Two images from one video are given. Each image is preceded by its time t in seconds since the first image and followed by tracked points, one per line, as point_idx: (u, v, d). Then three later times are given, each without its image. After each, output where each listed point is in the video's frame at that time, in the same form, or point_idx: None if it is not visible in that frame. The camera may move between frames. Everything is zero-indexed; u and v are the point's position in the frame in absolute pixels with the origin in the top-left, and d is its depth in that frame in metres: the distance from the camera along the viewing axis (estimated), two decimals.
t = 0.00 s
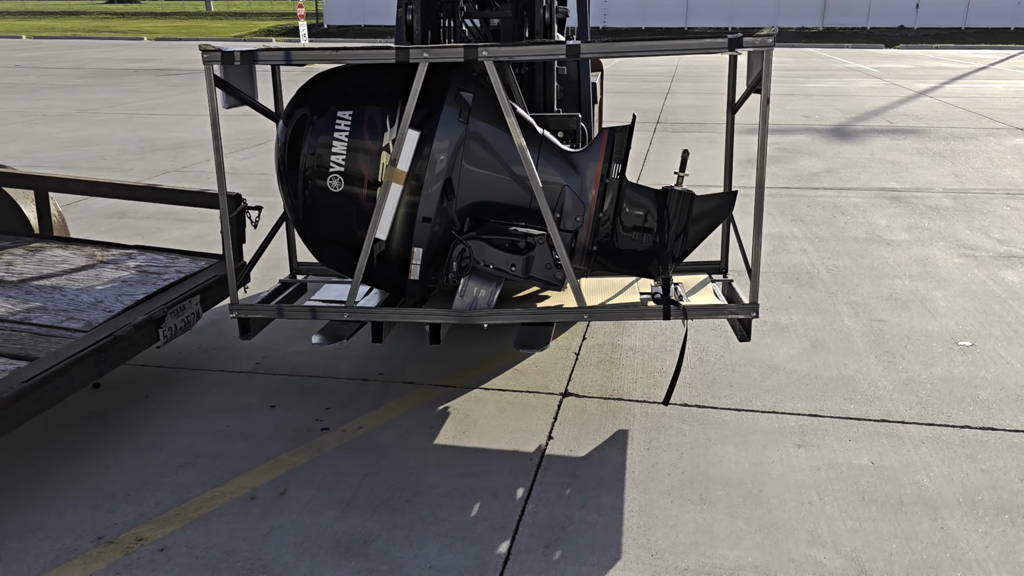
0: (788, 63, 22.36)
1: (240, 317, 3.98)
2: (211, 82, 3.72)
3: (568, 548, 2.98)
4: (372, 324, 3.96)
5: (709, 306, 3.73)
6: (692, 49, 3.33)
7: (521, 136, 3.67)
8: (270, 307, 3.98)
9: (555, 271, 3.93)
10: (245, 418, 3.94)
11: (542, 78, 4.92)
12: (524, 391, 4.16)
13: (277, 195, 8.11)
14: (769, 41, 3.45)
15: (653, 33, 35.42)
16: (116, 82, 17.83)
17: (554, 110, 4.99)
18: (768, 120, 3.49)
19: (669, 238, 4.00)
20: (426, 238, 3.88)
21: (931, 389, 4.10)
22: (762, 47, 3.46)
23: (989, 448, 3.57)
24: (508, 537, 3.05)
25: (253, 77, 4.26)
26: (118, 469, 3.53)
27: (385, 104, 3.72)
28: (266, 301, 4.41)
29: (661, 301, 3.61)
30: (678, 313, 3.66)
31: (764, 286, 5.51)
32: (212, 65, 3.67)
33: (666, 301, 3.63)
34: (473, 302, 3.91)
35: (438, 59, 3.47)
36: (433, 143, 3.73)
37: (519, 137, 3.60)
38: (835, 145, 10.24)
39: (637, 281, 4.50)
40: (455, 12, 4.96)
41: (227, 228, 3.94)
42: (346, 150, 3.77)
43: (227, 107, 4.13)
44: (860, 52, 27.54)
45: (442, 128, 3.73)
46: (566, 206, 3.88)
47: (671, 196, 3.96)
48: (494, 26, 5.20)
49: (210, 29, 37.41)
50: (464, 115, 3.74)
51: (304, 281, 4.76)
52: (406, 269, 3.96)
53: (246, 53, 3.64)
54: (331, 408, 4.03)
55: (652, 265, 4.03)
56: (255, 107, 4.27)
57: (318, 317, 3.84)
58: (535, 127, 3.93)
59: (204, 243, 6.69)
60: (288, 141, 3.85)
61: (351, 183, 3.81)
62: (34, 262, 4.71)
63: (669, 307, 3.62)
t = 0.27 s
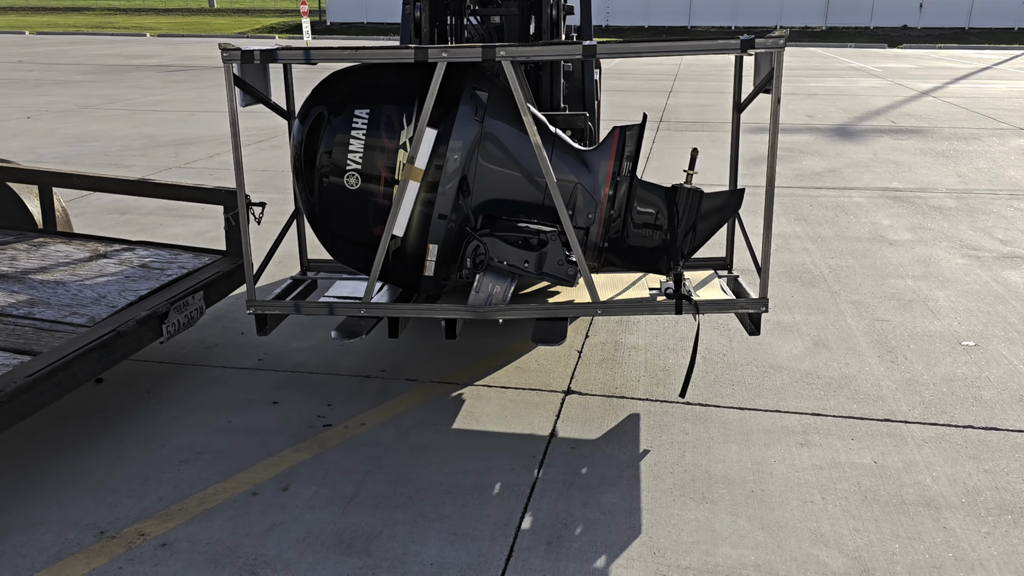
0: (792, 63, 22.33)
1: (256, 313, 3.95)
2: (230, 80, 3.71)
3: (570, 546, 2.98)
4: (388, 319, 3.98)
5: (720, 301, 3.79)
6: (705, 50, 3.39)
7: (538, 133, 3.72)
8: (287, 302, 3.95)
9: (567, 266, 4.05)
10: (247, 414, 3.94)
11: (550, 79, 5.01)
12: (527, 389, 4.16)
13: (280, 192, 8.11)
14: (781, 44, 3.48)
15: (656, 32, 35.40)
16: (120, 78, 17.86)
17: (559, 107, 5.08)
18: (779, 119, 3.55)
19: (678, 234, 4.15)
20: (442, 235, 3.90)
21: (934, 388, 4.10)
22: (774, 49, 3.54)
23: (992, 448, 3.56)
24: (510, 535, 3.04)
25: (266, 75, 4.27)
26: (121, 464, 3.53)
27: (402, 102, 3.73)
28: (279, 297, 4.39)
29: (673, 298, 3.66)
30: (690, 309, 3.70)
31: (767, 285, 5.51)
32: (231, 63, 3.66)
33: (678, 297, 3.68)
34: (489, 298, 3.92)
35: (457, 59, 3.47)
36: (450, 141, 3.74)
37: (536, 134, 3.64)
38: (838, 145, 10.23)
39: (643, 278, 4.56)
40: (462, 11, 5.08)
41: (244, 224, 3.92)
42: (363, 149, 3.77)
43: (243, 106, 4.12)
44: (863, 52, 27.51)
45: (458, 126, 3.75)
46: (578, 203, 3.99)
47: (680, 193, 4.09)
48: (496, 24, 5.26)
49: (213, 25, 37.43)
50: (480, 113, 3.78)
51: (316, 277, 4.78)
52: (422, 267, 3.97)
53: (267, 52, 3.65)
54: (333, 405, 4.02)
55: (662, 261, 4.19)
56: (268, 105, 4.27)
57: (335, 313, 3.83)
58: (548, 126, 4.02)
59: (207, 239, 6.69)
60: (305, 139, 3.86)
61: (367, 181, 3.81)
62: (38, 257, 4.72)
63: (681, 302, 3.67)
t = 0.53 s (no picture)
0: (796, 62, 22.29)
1: (275, 309, 3.99)
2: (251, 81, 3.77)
3: (576, 543, 2.98)
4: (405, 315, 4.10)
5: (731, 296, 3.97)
6: (720, 48, 3.55)
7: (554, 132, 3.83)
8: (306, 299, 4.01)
9: (581, 263, 4.12)
10: (253, 410, 3.95)
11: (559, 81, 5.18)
12: (532, 387, 4.17)
13: (284, 189, 8.12)
14: (792, 45, 3.72)
15: (660, 31, 35.34)
16: (125, 74, 17.86)
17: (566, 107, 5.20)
18: (791, 116, 3.72)
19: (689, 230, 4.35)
20: (458, 232, 3.99)
21: (940, 389, 4.09)
22: (785, 51, 3.74)
23: (998, 449, 3.56)
24: (516, 532, 3.05)
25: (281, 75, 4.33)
26: (128, 459, 3.54)
27: (420, 102, 3.82)
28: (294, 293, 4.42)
29: (687, 291, 3.85)
30: (702, 302, 3.91)
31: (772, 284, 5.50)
32: (253, 63, 3.72)
33: (692, 292, 3.87)
34: (506, 294, 4.00)
35: (476, 59, 3.56)
36: (468, 141, 3.82)
37: (552, 133, 3.74)
38: (843, 145, 10.21)
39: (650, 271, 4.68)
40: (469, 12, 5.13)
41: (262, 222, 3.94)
42: (382, 147, 3.87)
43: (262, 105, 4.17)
44: (868, 51, 27.43)
45: (474, 126, 3.82)
46: (591, 200, 4.11)
47: (690, 191, 4.30)
48: (500, 22, 5.28)
49: (218, 23, 37.45)
50: (496, 113, 3.85)
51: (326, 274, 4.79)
52: (438, 263, 4.06)
53: (288, 52, 3.69)
54: (339, 402, 4.03)
55: (672, 258, 4.38)
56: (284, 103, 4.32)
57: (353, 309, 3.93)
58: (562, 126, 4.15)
59: (212, 236, 6.70)
60: (323, 137, 3.96)
61: (386, 179, 3.92)
62: (44, 253, 4.73)
63: (694, 296, 3.87)
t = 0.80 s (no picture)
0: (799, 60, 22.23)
1: (286, 306, 4.11)
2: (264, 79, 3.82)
3: (577, 541, 2.99)
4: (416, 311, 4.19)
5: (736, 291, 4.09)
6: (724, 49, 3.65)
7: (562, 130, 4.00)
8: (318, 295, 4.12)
9: (587, 259, 4.23)
10: (254, 407, 3.95)
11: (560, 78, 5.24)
12: (534, 385, 4.17)
13: (286, 187, 8.11)
14: (796, 44, 3.76)
15: (663, 29, 35.26)
16: (126, 71, 17.82)
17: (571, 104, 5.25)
18: (794, 115, 3.78)
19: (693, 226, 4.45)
20: (468, 228, 4.14)
21: (942, 388, 4.09)
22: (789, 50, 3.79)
23: (1000, 448, 3.55)
24: (517, 530, 3.05)
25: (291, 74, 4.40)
26: (130, 456, 3.55)
27: (430, 101, 3.96)
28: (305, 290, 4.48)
29: (693, 286, 3.98)
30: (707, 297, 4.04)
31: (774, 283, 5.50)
32: (266, 62, 3.80)
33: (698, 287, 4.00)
34: (514, 289, 4.16)
35: (487, 58, 3.70)
36: (477, 138, 3.97)
37: (561, 131, 3.89)
38: (845, 144, 10.19)
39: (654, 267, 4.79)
40: (473, 10, 5.18)
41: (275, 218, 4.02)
42: (392, 146, 4.00)
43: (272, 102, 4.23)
44: (871, 50, 27.35)
45: (484, 124, 3.98)
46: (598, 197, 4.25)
47: (695, 188, 4.38)
48: (502, 19, 5.28)
49: (221, 20, 37.44)
50: (504, 111, 4.01)
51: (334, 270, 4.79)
52: (448, 259, 4.20)
53: (301, 52, 3.77)
54: (340, 399, 4.03)
55: (678, 254, 4.47)
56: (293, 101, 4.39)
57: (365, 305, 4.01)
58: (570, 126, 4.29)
59: (214, 233, 6.70)
60: (334, 136, 4.07)
61: (396, 176, 4.05)
62: (46, 250, 4.73)
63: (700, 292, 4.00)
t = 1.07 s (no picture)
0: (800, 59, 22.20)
1: (294, 303, 4.14)
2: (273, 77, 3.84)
3: (576, 541, 2.98)
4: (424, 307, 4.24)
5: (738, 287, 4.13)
6: (726, 49, 3.67)
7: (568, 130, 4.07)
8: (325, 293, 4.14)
9: (591, 257, 4.30)
10: (253, 406, 3.94)
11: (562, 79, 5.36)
12: (534, 384, 4.16)
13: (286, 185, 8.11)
14: (798, 44, 3.76)
15: (664, 28, 35.22)
16: (127, 70, 17.81)
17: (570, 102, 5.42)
18: (795, 115, 3.79)
19: (695, 225, 4.51)
20: (474, 226, 4.20)
21: (942, 388, 4.08)
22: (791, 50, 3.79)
23: (1000, 449, 3.54)
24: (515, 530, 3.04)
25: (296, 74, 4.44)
26: (128, 454, 3.55)
27: (437, 100, 4.01)
28: (311, 287, 4.50)
29: (696, 284, 4.03)
30: (710, 294, 4.09)
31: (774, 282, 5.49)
32: (276, 63, 3.82)
33: (700, 284, 4.05)
34: (519, 286, 4.17)
35: (494, 58, 3.73)
36: (484, 137, 4.03)
37: (567, 131, 3.99)
38: (846, 143, 10.18)
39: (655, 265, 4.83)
40: (474, 8, 5.22)
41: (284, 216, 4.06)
42: (400, 145, 4.06)
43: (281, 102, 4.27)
44: (872, 49, 27.31)
45: (490, 123, 4.03)
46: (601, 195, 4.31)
47: (696, 186, 4.46)
48: (501, 17, 5.26)
49: (222, 18, 37.45)
50: (510, 111, 4.07)
51: (338, 269, 4.80)
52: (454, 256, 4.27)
53: (310, 52, 3.79)
54: (340, 398, 4.03)
55: (679, 251, 4.53)
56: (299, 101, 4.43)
57: (372, 302, 4.03)
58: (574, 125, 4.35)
59: (214, 231, 6.70)
60: (342, 136, 4.13)
61: (403, 175, 4.10)
62: (45, 248, 4.73)
63: (703, 288, 4.04)
